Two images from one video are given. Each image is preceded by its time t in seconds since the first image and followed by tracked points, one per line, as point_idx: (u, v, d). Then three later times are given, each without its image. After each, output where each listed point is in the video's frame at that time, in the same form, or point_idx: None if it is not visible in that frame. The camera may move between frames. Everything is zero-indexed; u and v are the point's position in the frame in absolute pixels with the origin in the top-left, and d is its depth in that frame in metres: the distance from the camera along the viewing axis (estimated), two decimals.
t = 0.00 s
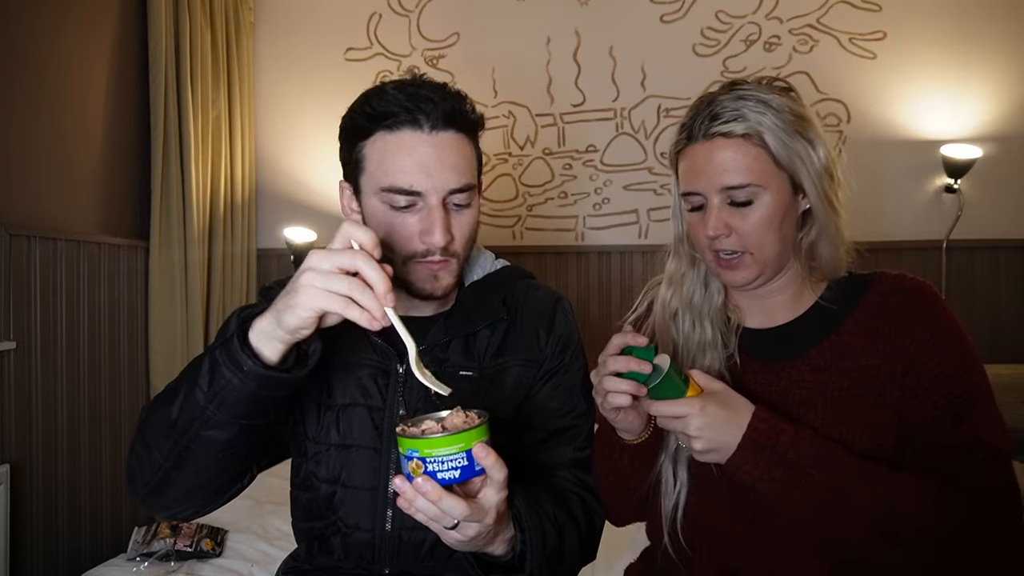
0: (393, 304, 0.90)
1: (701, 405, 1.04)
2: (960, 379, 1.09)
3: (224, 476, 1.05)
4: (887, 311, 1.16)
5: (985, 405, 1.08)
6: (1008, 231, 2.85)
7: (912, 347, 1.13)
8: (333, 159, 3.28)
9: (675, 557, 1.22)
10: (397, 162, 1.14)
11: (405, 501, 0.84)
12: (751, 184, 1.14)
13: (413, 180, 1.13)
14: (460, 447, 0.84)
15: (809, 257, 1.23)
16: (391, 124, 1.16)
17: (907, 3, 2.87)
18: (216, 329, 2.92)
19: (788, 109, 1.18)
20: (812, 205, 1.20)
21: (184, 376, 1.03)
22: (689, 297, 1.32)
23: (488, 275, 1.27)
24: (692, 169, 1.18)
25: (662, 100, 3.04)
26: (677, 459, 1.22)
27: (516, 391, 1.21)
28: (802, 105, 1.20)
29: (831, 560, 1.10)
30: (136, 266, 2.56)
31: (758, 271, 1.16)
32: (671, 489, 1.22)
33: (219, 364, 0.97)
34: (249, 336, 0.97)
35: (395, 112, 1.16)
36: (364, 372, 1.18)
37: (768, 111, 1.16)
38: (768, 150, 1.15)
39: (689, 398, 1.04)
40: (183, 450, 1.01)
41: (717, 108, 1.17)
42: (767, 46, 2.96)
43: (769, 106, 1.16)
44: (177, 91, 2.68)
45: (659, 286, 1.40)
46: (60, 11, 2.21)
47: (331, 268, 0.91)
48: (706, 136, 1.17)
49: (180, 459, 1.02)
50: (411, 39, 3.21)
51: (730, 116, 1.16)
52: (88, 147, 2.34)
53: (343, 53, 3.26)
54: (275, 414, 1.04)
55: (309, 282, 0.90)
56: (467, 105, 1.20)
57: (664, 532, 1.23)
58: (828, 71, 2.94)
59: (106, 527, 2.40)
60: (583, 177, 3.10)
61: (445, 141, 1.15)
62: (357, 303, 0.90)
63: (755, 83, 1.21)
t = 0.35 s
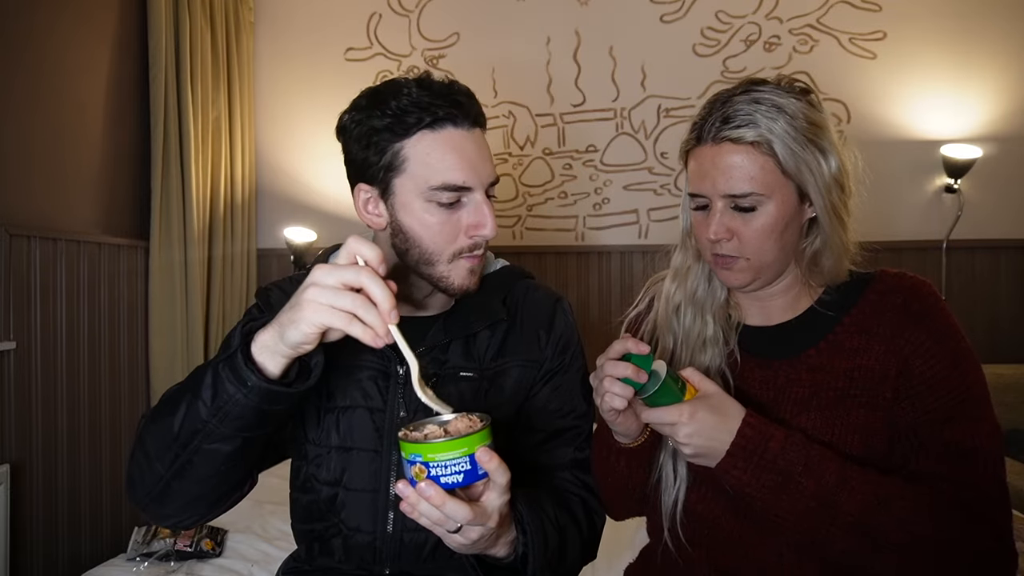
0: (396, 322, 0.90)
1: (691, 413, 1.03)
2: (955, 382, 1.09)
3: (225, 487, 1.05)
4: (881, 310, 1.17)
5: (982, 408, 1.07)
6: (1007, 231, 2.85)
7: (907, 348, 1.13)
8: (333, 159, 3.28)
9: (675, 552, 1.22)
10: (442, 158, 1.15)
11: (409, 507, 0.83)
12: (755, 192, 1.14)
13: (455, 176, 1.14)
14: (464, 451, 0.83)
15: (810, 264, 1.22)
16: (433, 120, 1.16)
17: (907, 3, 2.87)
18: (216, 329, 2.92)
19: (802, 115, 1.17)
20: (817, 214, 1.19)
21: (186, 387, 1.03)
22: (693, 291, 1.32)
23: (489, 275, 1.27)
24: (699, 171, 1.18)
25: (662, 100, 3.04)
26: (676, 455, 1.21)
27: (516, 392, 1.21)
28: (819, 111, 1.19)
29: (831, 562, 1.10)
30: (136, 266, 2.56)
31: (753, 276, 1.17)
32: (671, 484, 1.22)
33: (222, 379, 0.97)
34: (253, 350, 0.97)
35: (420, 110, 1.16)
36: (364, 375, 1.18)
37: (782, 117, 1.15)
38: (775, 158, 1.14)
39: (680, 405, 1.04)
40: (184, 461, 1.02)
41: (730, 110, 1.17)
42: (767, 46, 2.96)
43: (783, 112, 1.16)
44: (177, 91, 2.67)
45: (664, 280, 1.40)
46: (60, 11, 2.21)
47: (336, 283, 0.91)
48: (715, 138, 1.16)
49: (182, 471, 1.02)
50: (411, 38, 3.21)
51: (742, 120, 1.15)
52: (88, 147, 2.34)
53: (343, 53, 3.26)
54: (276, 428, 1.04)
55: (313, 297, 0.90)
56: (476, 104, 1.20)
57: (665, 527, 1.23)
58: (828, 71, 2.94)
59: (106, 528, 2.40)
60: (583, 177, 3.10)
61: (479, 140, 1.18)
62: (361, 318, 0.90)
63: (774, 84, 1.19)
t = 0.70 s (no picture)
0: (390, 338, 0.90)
1: (694, 414, 1.04)
2: (962, 387, 1.09)
3: (229, 500, 1.06)
4: (886, 312, 1.17)
5: (992, 415, 1.07)
6: (1007, 230, 2.85)
7: (913, 351, 1.12)
8: (333, 159, 3.28)
9: (678, 550, 1.21)
10: (453, 153, 1.16)
11: (411, 499, 0.84)
12: (767, 189, 1.14)
13: (457, 173, 1.16)
14: (465, 445, 0.84)
15: (821, 262, 1.22)
16: (445, 117, 1.17)
17: (907, 3, 2.87)
18: (216, 329, 2.92)
19: (817, 113, 1.16)
20: (830, 212, 1.19)
21: (185, 405, 1.03)
22: (701, 288, 1.32)
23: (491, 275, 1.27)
24: (712, 166, 1.18)
25: (662, 100, 3.04)
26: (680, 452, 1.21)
27: (516, 391, 1.21)
28: (833, 109, 1.19)
29: (830, 560, 1.10)
30: (136, 266, 2.56)
31: (763, 273, 1.17)
32: (675, 481, 1.21)
33: (218, 400, 0.98)
34: (248, 373, 0.97)
35: (425, 107, 1.17)
36: (365, 374, 1.18)
37: (797, 115, 1.15)
38: (789, 155, 1.15)
39: (685, 405, 1.05)
40: (187, 478, 1.03)
41: (745, 106, 1.17)
42: (767, 46, 2.96)
43: (798, 109, 1.16)
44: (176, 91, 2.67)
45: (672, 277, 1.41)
46: (60, 11, 2.21)
47: (328, 306, 0.90)
48: (729, 135, 1.17)
49: (186, 487, 1.03)
50: (411, 38, 3.21)
51: (757, 116, 1.15)
52: (89, 147, 2.34)
53: (343, 53, 3.26)
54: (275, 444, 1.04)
55: (305, 323, 0.89)
56: (479, 103, 1.21)
57: (668, 526, 1.22)
58: (828, 71, 2.94)
59: (107, 528, 2.40)
60: (582, 177, 3.10)
61: (481, 139, 1.19)
62: (353, 339, 0.89)
63: (789, 80, 1.19)
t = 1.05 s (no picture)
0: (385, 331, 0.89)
1: (703, 415, 1.03)
2: (967, 388, 1.10)
3: (239, 507, 1.06)
4: (893, 315, 1.17)
5: (994, 417, 1.09)
6: (1007, 231, 2.85)
7: (920, 354, 1.13)
8: (333, 159, 3.28)
9: (682, 553, 1.21)
10: (412, 148, 1.15)
11: (413, 491, 0.83)
12: (766, 186, 1.14)
13: (425, 165, 1.14)
14: (467, 437, 0.84)
15: (821, 262, 1.22)
16: (409, 112, 1.16)
17: (907, 2, 2.87)
18: (216, 329, 2.92)
19: (814, 111, 1.17)
20: (829, 211, 1.19)
21: (190, 416, 1.04)
22: (703, 291, 1.32)
23: (487, 275, 1.26)
24: (712, 165, 1.19)
25: (662, 100, 3.04)
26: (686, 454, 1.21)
27: (517, 389, 1.21)
28: (830, 108, 1.19)
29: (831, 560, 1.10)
30: (136, 266, 2.55)
31: (764, 272, 1.16)
32: (681, 485, 1.21)
33: (222, 412, 0.98)
34: (251, 386, 0.97)
35: (409, 100, 1.17)
36: (364, 373, 1.18)
37: (793, 113, 1.15)
38: (788, 153, 1.15)
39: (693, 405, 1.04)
40: (196, 488, 1.03)
41: (742, 106, 1.17)
42: (767, 46, 2.96)
43: (795, 108, 1.16)
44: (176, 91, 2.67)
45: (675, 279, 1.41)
46: (60, 11, 2.21)
47: (318, 311, 0.89)
48: (727, 133, 1.17)
49: (196, 496, 1.03)
50: (411, 38, 3.21)
51: (754, 115, 1.16)
52: (89, 147, 2.34)
53: (343, 53, 3.26)
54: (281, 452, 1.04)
55: (300, 332, 0.89)
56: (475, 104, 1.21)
57: (672, 528, 1.22)
58: (828, 71, 2.94)
59: (107, 529, 2.39)
60: (582, 177, 3.10)
61: (461, 133, 1.16)
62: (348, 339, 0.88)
63: (786, 81, 1.20)
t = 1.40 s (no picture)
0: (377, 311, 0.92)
1: (715, 406, 1.02)
2: (969, 387, 1.10)
3: (227, 481, 1.04)
4: (895, 314, 1.17)
5: (994, 416, 1.09)
6: (1007, 231, 2.85)
7: (923, 353, 1.13)
8: (333, 159, 3.28)
9: (683, 553, 1.21)
10: (388, 144, 1.15)
11: (412, 494, 0.83)
12: (767, 182, 1.14)
13: (404, 160, 1.14)
14: (463, 434, 0.85)
15: (821, 260, 1.22)
16: (389, 108, 1.18)
17: (907, 3, 2.87)
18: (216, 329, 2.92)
19: (814, 110, 1.17)
20: (828, 210, 1.20)
21: (175, 391, 1.03)
22: (704, 290, 1.32)
23: (487, 275, 1.26)
24: (712, 164, 1.19)
25: (662, 100, 3.04)
26: (688, 454, 1.21)
27: (517, 390, 1.20)
28: (830, 108, 1.19)
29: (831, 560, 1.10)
30: (136, 265, 2.55)
31: (764, 269, 1.16)
32: (681, 482, 1.22)
33: (206, 380, 0.98)
34: (237, 350, 0.97)
35: (392, 98, 1.18)
36: (364, 373, 1.18)
37: (792, 112, 1.15)
38: (788, 151, 1.15)
39: (705, 396, 1.03)
40: (183, 463, 1.01)
41: (742, 104, 1.17)
42: (767, 46, 2.96)
43: (795, 106, 1.16)
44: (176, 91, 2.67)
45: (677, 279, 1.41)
46: (60, 11, 2.21)
47: (317, 277, 0.92)
48: (728, 131, 1.17)
49: (183, 468, 1.01)
50: (411, 38, 3.21)
51: (754, 112, 1.16)
52: (89, 147, 2.34)
53: (343, 53, 3.26)
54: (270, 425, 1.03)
55: (294, 291, 0.90)
56: (464, 98, 1.21)
57: (674, 528, 1.22)
58: (828, 71, 2.94)
59: (106, 529, 2.39)
60: (582, 177, 3.10)
61: (438, 127, 1.16)
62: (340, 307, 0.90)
63: (785, 82, 1.20)
